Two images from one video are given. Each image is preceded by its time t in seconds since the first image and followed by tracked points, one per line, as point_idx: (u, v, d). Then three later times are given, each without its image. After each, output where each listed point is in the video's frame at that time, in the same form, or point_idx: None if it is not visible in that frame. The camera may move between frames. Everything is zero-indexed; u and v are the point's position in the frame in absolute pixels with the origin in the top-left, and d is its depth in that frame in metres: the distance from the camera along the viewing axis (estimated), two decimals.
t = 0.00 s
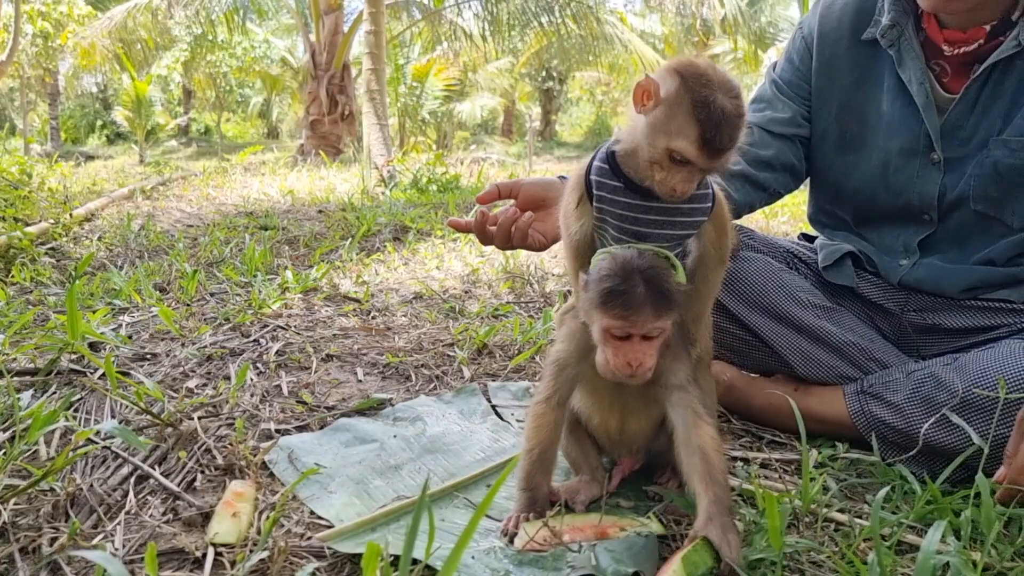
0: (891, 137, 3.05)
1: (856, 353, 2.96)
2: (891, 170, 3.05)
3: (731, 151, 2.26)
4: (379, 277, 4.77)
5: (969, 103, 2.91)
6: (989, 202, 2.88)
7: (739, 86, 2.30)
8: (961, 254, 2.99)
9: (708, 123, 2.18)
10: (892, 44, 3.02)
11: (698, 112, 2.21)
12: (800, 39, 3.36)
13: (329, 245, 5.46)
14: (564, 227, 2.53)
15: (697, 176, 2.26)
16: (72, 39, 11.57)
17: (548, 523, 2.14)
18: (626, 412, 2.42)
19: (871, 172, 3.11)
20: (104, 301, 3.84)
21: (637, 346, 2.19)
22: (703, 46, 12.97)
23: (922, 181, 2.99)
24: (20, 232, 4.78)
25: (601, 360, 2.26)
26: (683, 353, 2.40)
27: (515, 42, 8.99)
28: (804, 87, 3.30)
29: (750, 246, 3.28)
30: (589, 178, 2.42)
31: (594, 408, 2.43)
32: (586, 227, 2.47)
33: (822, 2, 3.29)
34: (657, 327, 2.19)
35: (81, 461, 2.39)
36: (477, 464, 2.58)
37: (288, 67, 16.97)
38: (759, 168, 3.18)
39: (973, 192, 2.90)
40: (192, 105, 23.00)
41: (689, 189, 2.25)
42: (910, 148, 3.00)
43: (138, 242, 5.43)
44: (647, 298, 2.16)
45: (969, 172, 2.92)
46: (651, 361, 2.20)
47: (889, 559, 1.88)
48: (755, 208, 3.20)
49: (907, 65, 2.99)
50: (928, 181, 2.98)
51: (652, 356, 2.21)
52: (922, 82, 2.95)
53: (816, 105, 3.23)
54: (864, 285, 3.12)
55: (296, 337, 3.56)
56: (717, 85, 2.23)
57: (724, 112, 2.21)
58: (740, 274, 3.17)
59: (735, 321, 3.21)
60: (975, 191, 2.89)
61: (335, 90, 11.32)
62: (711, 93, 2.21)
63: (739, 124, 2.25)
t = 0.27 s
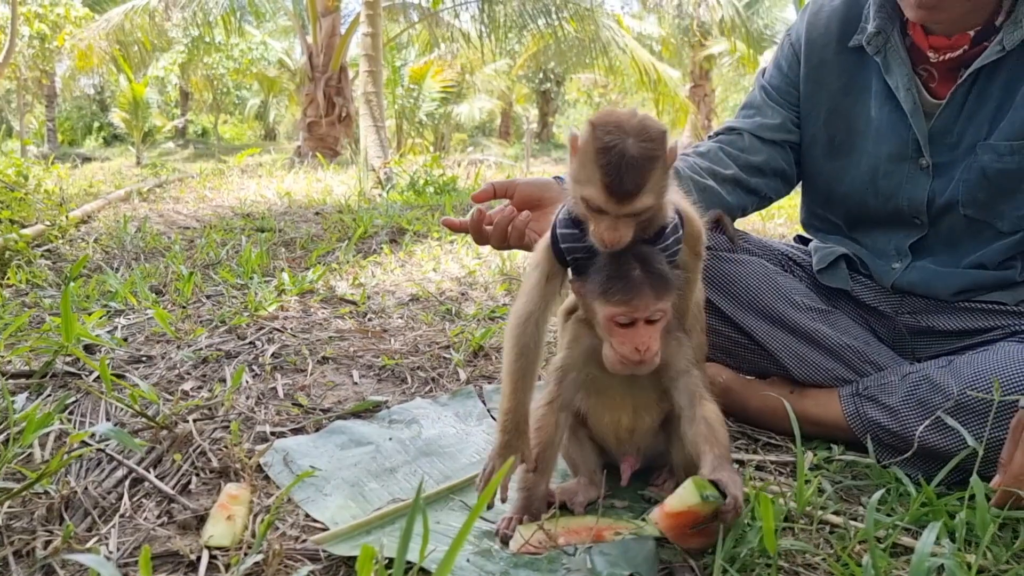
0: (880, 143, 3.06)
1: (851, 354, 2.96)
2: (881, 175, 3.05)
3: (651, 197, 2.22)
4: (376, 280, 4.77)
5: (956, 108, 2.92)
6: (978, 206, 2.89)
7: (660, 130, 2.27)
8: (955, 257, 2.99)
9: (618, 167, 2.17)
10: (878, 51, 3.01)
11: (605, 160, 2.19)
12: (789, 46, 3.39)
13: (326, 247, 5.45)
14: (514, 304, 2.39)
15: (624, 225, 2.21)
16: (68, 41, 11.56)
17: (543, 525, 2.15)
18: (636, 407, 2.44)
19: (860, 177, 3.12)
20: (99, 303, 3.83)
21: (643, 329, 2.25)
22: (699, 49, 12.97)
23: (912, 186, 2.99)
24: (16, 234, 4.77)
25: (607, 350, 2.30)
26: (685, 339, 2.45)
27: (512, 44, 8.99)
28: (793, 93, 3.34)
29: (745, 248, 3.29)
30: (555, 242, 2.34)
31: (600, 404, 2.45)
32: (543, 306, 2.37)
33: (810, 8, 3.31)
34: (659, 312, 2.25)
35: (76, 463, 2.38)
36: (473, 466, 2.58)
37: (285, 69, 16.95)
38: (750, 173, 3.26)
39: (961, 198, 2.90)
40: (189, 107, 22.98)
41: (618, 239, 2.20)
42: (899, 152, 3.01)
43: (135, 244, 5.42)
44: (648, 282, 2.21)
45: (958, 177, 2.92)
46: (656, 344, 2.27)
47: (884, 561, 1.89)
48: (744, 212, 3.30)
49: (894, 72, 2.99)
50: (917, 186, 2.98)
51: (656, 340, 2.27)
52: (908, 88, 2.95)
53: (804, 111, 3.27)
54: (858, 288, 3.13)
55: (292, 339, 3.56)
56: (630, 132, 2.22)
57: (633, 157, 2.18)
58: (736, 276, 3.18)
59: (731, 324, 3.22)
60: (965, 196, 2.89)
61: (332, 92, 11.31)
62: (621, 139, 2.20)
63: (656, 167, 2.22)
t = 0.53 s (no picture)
0: (870, 144, 3.06)
1: (846, 355, 2.96)
2: (871, 176, 3.06)
3: (581, 277, 2.04)
4: (372, 280, 4.76)
5: (945, 109, 2.91)
6: (968, 207, 2.88)
7: (583, 204, 2.05)
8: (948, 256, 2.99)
9: (531, 263, 2.01)
10: (866, 53, 3.02)
11: (518, 257, 2.04)
12: (778, 49, 3.39)
13: (323, 248, 5.44)
14: (493, 353, 2.48)
15: (566, 305, 2.08)
16: (65, 42, 11.54)
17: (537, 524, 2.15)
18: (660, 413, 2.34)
19: (851, 179, 3.13)
20: (94, 304, 3.82)
21: (702, 341, 2.08)
22: (697, 49, 12.98)
23: (902, 187, 2.99)
24: (11, 234, 4.77)
25: (663, 364, 2.11)
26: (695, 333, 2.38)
27: (509, 45, 8.99)
28: (783, 96, 3.34)
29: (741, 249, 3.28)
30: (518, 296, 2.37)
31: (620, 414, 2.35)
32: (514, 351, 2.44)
33: (799, 11, 3.32)
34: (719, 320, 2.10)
35: (69, 465, 2.37)
36: (467, 467, 2.57)
37: (282, 70, 16.94)
38: (741, 175, 3.25)
39: (952, 198, 2.89)
40: (187, 108, 22.96)
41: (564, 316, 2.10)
42: (889, 154, 3.01)
43: (130, 245, 5.41)
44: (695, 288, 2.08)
45: (948, 177, 2.92)
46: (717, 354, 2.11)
47: (879, 562, 1.89)
48: (738, 213, 3.29)
49: (883, 73, 3.00)
50: (908, 187, 2.98)
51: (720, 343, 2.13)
52: (897, 89, 2.96)
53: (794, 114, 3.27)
54: (853, 288, 3.13)
55: (287, 340, 3.55)
56: (544, 218, 2.02)
57: (546, 250, 2.00)
58: (732, 276, 3.17)
59: (726, 324, 3.21)
60: (955, 196, 2.89)
61: (329, 93, 11.31)
62: (532, 230, 2.02)
63: (581, 248, 2.03)
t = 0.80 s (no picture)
0: (867, 143, 3.05)
1: (844, 355, 2.96)
2: (868, 175, 3.05)
3: (555, 318, 2.01)
4: (368, 281, 4.75)
5: (939, 106, 2.90)
6: (963, 204, 2.87)
7: (559, 251, 1.97)
8: (944, 256, 2.97)
9: (507, 313, 1.98)
10: (862, 52, 3.02)
11: (494, 300, 2.02)
12: (775, 49, 3.41)
13: (320, 248, 5.43)
14: (471, 356, 2.36)
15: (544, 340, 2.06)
16: (62, 42, 11.51)
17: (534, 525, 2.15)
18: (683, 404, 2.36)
19: (848, 177, 3.11)
20: (90, 304, 3.81)
21: (720, 299, 2.19)
22: (695, 49, 12.97)
23: (898, 185, 2.98)
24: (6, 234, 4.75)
25: (698, 335, 2.19)
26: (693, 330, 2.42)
27: (506, 45, 8.98)
28: (780, 96, 3.35)
29: (738, 249, 3.28)
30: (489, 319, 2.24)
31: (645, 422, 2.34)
32: (492, 357, 2.32)
33: (795, 11, 3.32)
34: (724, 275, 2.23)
35: (63, 466, 2.36)
36: (464, 468, 2.56)
37: (280, 70, 16.91)
38: (740, 174, 3.28)
39: (946, 196, 2.88)
40: (184, 108, 22.93)
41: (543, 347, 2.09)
42: (885, 151, 3.00)
43: (126, 245, 5.40)
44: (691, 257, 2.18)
45: (943, 174, 2.90)
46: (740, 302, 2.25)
47: (876, 564, 1.88)
48: (736, 213, 3.31)
49: (878, 71, 2.99)
50: (904, 186, 2.97)
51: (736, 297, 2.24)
52: (893, 87, 2.95)
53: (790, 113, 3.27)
54: (850, 289, 3.12)
55: (283, 340, 3.54)
56: (517, 267, 1.97)
57: (517, 300, 1.96)
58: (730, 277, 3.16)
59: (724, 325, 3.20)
60: (950, 194, 2.88)
61: (327, 93, 11.28)
62: (504, 277, 1.99)
63: (554, 294, 1.98)
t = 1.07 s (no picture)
0: (858, 141, 3.06)
1: (841, 353, 2.96)
2: (860, 173, 3.06)
3: (547, 321, 2.10)
4: (366, 280, 4.74)
5: (926, 103, 2.92)
6: (954, 199, 2.88)
7: (535, 260, 2.07)
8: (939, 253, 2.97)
9: (501, 333, 2.04)
10: (849, 53, 3.03)
11: (484, 327, 2.07)
12: (766, 52, 3.43)
13: (317, 248, 5.42)
14: (455, 357, 2.37)
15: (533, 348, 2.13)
16: (58, 41, 11.48)
17: (532, 524, 2.15)
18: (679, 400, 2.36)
19: (841, 176, 3.12)
20: (87, 304, 3.80)
21: (694, 293, 2.24)
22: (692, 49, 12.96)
23: (889, 182, 2.99)
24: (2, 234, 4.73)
25: (672, 328, 2.26)
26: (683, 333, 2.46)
27: (504, 44, 8.97)
28: (772, 98, 3.37)
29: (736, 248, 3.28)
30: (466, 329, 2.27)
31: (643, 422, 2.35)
32: (476, 358, 2.32)
33: (784, 14, 3.36)
34: (703, 268, 2.27)
35: (59, 464, 2.36)
36: (461, 466, 2.56)
37: (277, 69, 16.87)
38: (736, 174, 3.30)
39: (938, 190, 2.89)
40: (181, 108, 22.89)
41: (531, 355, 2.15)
42: (876, 149, 3.01)
43: (123, 245, 5.38)
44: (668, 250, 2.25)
45: (932, 170, 2.91)
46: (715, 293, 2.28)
47: (873, 561, 1.88)
48: (732, 212, 3.32)
49: (866, 71, 3.00)
50: (895, 182, 2.98)
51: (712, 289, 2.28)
52: (880, 85, 2.96)
53: (783, 114, 3.29)
54: (847, 287, 3.12)
55: (281, 339, 3.54)
56: (500, 286, 2.05)
57: (510, 316, 2.03)
58: (728, 275, 3.16)
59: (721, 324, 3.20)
60: (941, 189, 2.88)
61: (324, 92, 11.27)
62: (492, 300, 2.05)
63: (543, 300, 2.07)
